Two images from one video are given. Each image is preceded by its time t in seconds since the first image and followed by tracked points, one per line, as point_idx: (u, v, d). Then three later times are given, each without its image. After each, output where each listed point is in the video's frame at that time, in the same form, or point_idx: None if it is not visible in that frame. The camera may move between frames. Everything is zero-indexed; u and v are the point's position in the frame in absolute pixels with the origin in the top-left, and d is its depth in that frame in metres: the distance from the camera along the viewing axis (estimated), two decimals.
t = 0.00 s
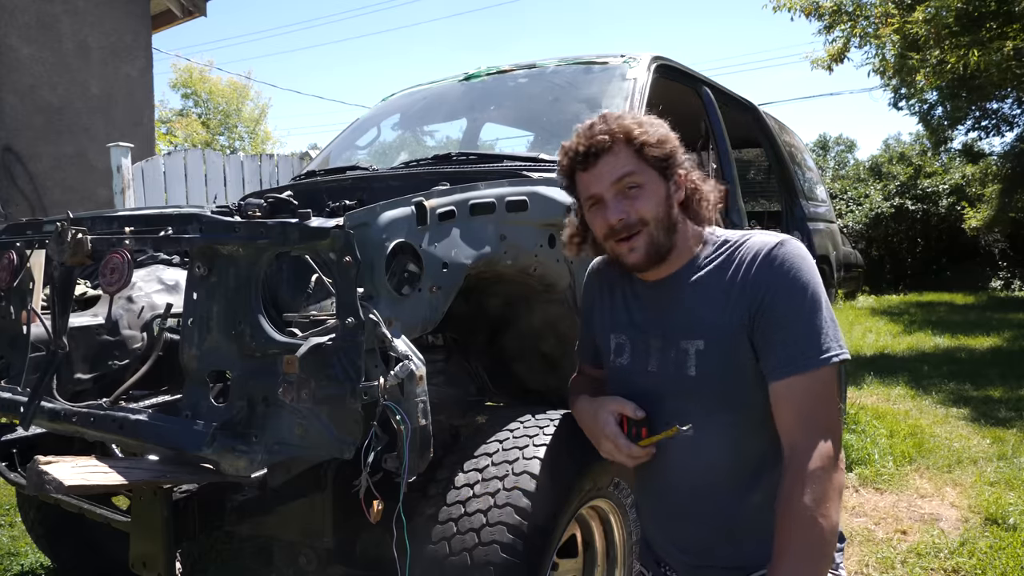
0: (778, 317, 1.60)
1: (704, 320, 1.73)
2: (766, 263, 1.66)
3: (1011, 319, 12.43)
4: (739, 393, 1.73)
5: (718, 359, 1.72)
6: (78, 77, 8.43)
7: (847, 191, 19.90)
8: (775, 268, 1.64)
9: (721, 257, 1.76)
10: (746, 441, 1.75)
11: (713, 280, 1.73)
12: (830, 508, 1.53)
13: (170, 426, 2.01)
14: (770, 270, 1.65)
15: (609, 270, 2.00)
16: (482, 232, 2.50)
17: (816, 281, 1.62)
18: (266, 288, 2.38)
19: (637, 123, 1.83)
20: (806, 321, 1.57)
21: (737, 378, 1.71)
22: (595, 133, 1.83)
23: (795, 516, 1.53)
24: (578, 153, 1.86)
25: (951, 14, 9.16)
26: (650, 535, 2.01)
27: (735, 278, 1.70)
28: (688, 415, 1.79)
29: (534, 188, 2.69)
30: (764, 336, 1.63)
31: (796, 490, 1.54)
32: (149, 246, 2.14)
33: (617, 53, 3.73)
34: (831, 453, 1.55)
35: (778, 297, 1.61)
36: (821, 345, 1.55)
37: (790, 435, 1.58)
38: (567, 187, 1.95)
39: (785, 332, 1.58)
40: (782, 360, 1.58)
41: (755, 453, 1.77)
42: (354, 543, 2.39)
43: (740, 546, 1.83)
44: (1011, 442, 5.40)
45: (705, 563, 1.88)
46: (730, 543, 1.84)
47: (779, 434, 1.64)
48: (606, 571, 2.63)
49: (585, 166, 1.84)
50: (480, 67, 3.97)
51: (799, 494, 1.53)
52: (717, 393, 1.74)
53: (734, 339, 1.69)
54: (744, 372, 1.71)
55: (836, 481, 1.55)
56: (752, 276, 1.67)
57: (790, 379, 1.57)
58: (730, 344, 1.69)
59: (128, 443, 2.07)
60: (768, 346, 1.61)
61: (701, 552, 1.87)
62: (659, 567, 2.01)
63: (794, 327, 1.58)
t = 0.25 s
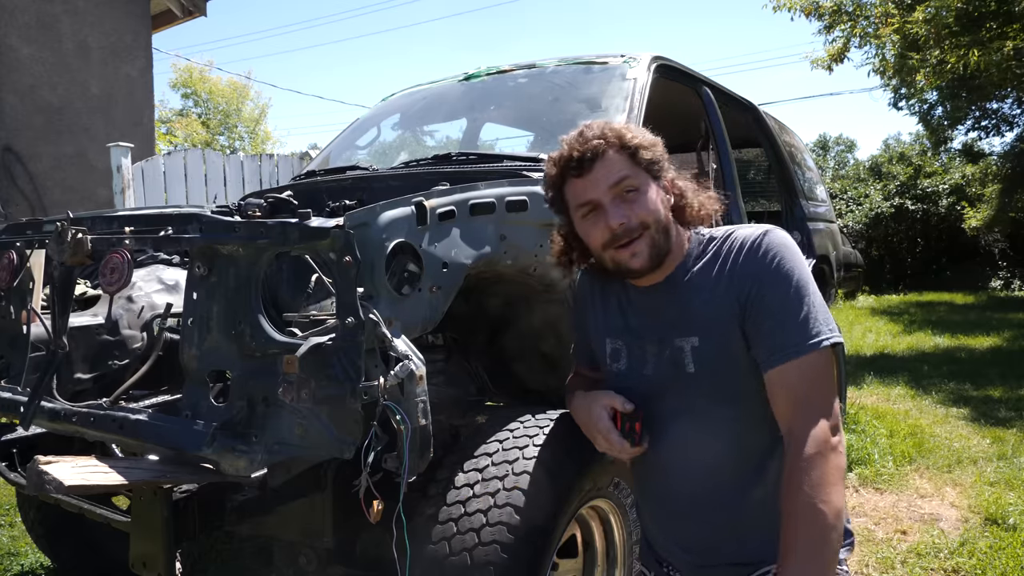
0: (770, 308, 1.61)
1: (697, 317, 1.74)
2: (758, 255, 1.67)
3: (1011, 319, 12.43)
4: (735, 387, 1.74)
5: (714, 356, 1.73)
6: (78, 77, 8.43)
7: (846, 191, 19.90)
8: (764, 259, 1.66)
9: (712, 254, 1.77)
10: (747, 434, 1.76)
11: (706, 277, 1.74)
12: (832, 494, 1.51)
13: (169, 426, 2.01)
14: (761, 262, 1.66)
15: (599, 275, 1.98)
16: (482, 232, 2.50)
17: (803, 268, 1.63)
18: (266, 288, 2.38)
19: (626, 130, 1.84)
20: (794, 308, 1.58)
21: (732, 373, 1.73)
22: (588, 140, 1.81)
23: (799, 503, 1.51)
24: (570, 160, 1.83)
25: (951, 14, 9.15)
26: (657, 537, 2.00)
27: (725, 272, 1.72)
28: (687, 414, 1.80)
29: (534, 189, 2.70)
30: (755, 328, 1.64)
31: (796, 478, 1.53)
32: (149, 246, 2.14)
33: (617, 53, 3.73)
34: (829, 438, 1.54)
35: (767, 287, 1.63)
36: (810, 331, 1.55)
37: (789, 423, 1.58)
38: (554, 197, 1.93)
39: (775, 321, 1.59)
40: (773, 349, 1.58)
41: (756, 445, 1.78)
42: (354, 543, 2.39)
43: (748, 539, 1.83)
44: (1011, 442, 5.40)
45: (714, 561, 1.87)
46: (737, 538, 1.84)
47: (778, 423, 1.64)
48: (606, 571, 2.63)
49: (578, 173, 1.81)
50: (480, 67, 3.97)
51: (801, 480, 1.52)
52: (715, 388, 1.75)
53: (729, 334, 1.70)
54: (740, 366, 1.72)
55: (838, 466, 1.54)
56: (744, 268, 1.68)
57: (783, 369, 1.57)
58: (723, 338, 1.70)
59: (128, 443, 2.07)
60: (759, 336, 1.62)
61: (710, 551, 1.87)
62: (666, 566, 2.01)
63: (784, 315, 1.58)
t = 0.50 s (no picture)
0: (773, 310, 1.61)
1: (700, 320, 1.74)
2: (760, 257, 1.67)
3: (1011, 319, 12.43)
4: (738, 388, 1.74)
5: (717, 358, 1.73)
6: (78, 77, 8.43)
7: (847, 191, 19.90)
8: (766, 261, 1.66)
9: (712, 257, 1.77)
10: (749, 435, 1.78)
11: (708, 280, 1.75)
12: (837, 494, 1.53)
13: (170, 426, 2.01)
14: (763, 264, 1.66)
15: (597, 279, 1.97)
16: (482, 232, 2.51)
17: (805, 270, 1.63)
18: (266, 288, 2.38)
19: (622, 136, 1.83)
20: (798, 311, 1.58)
21: (736, 375, 1.73)
22: (585, 147, 1.79)
23: (805, 505, 1.53)
24: (570, 167, 1.81)
25: (951, 14, 9.15)
26: (659, 537, 2.01)
27: (728, 275, 1.72)
28: (690, 416, 1.80)
29: (534, 188, 2.70)
30: (759, 331, 1.64)
31: (802, 480, 1.54)
32: (149, 246, 2.14)
33: (617, 53, 3.73)
34: (833, 439, 1.55)
35: (770, 289, 1.63)
36: (814, 333, 1.55)
37: (793, 425, 1.59)
38: (550, 203, 1.91)
39: (779, 323, 1.59)
40: (778, 352, 1.58)
41: (757, 446, 1.79)
42: (354, 543, 2.39)
43: (750, 537, 1.84)
44: (1011, 442, 5.40)
45: (717, 560, 1.88)
46: (741, 537, 1.86)
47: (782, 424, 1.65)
48: (606, 571, 2.63)
49: (577, 181, 1.80)
50: (480, 67, 3.97)
51: (807, 482, 1.53)
52: (718, 391, 1.75)
53: (732, 336, 1.70)
54: (743, 368, 1.72)
55: (842, 467, 1.55)
56: (747, 271, 1.68)
57: (787, 371, 1.57)
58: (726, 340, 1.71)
59: (128, 443, 2.07)
60: (763, 339, 1.62)
61: (712, 551, 1.89)
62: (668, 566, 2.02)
63: (787, 318, 1.58)
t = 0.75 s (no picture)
0: (775, 311, 1.61)
1: (703, 320, 1.74)
2: (763, 259, 1.67)
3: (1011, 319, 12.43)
4: (739, 388, 1.74)
5: (719, 358, 1.73)
6: (78, 77, 8.43)
7: (847, 191, 19.90)
8: (769, 262, 1.66)
9: (715, 259, 1.76)
10: (751, 436, 1.78)
11: (710, 281, 1.74)
12: (838, 495, 1.53)
13: (170, 426, 2.01)
14: (766, 267, 1.66)
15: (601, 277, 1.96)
16: (482, 232, 2.51)
17: (808, 270, 1.63)
18: (266, 288, 2.38)
19: (583, 155, 1.72)
20: (801, 312, 1.58)
21: (738, 375, 1.73)
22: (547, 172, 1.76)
23: (806, 506, 1.53)
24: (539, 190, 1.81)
25: (951, 15, 9.15)
26: (659, 538, 2.01)
27: (731, 276, 1.71)
28: (692, 415, 1.80)
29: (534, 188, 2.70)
30: (762, 331, 1.64)
31: (804, 480, 1.54)
32: (149, 246, 2.14)
33: (617, 53, 3.73)
34: (834, 440, 1.55)
35: (773, 290, 1.63)
36: (817, 335, 1.55)
37: (794, 425, 1.59)
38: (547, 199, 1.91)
39: (782, 324, 1.59)
40: (781, 353, 1.58)
41: (759, 446, 1.79)
42: (354, 543, 2.39)
43: (749, 538, 1.84)
44: (1011, 442, 5.40)
45: (716, 561, 1.89)
46: (740, 538, 1.85)
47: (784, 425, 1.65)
48: (606, 572, 2.63)
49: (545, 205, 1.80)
50: (480, 67, 3.97)
51: (808, 483, 1.53)
52: (719, 391, 1.76)
53: (735, 336, 1.70)
54: (745, 367, 1.72)
55: (843, 467, 1.55)
56: (749, 272, 1.68)
57: (789, 371, 1.57)
58: (729, 340, 1.70)
59: (128, 443, 2.07)
60: (766, 340, 1.62)
61: (713, 552, 1.89)
62: (665, 566, 2.02)
63: (791, 319, 1.58)
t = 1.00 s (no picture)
0: (773, 310, 1.61)
1: (701, 318, 1.74)
2: (762, 258, 1.67)
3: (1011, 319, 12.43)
4: (737, 386, 1.74)
5: (716, 356, 1.73)
6: (78, 77, 8.43)
7: (847, 191, 19.90)
8: (767, 261, 1.66)
9: (715, 258, 1.76)
10: (747, 435, 1.78)
11: (708, 279, 1.74)
12: (828, 496, 1.53)
13: (170, 426, 2.01)
14: (764, 266, 1.66)
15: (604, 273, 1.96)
16: (482, 232, 2.51)
17: (806, 270, 1.63)
18: (266, 288, 2.38)
19: (576, 157, 1.74)
20: (797, 310, 1.58)
21: (736, 374, 1.73)
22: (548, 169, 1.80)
23: (794, 504, 1.53)
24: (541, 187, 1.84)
25: (951, 14, 9.15)
26: (655, 537, 2.01)
27: (729, 274, 1.72)
28: (690, 413, 1.80)
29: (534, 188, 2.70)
30: (758, 329, 1.64)
31: (792, 478, 1.55)
32: (149, 246, 2.14)
33: (617, 53, 3.73)
34: (824, 439, 1.55)
35: (770, 288, 1.63)
36: (812, 334, 1.55)
37: (784, 423, 1.59)
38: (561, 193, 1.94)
39: (778, 322, 1.59)
40: (775, 351, 1.58)
41: (754, 446, 1.79)
42: (354, 543, 2.39)
43: (744, 538, 1.84)
44: (1011, 442, 5.40)
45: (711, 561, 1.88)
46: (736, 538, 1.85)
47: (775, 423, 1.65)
48: (606, 572, 2.63)
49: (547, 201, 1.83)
50: (480, 67, 3.97)
51: (797, 482, 1.54)
52: (717, 389, 1.75)
53: (733, 334, 1.70)
54: (742, 366, 1.72)
55: (832, 467, 1.55)
56: (747, 270, 1.68)
57: (784, 370, 1.57)
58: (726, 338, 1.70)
59: (128, 443, 2.07)
60: (761, 338, 1.63)
61: (707, 551, 1.88)
62: (660, 566, 2.01)
63: (787, 318, 1.58)
